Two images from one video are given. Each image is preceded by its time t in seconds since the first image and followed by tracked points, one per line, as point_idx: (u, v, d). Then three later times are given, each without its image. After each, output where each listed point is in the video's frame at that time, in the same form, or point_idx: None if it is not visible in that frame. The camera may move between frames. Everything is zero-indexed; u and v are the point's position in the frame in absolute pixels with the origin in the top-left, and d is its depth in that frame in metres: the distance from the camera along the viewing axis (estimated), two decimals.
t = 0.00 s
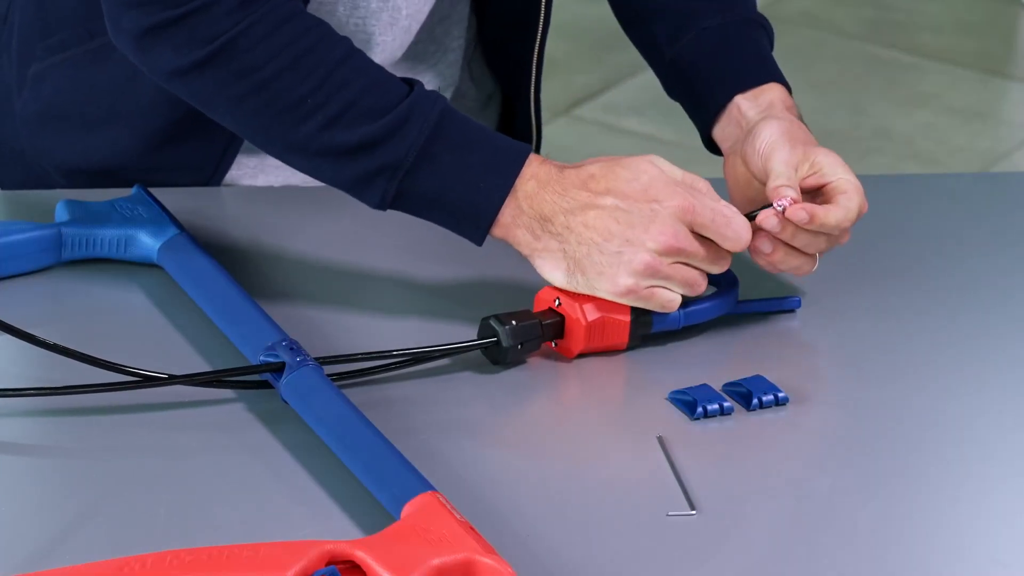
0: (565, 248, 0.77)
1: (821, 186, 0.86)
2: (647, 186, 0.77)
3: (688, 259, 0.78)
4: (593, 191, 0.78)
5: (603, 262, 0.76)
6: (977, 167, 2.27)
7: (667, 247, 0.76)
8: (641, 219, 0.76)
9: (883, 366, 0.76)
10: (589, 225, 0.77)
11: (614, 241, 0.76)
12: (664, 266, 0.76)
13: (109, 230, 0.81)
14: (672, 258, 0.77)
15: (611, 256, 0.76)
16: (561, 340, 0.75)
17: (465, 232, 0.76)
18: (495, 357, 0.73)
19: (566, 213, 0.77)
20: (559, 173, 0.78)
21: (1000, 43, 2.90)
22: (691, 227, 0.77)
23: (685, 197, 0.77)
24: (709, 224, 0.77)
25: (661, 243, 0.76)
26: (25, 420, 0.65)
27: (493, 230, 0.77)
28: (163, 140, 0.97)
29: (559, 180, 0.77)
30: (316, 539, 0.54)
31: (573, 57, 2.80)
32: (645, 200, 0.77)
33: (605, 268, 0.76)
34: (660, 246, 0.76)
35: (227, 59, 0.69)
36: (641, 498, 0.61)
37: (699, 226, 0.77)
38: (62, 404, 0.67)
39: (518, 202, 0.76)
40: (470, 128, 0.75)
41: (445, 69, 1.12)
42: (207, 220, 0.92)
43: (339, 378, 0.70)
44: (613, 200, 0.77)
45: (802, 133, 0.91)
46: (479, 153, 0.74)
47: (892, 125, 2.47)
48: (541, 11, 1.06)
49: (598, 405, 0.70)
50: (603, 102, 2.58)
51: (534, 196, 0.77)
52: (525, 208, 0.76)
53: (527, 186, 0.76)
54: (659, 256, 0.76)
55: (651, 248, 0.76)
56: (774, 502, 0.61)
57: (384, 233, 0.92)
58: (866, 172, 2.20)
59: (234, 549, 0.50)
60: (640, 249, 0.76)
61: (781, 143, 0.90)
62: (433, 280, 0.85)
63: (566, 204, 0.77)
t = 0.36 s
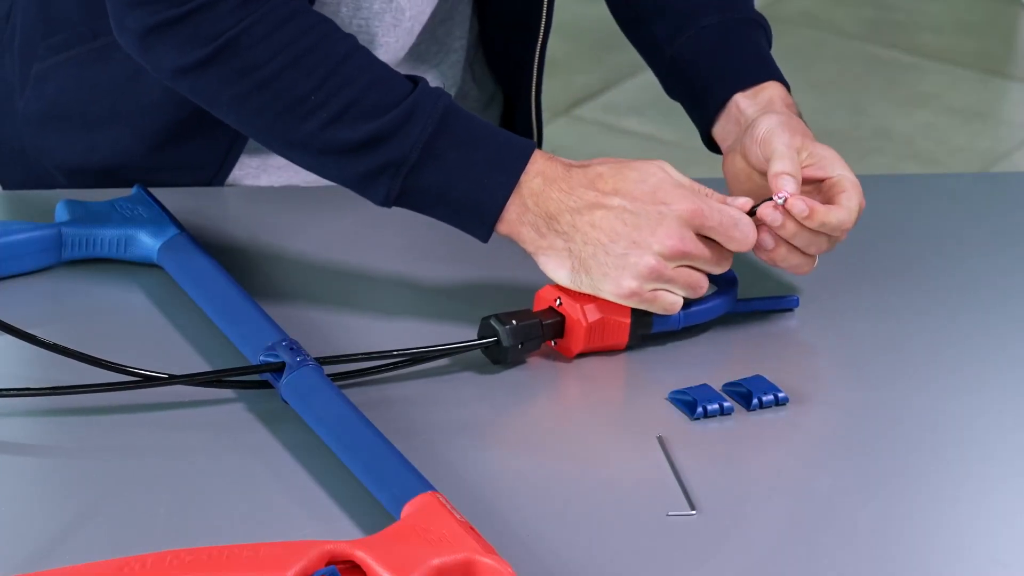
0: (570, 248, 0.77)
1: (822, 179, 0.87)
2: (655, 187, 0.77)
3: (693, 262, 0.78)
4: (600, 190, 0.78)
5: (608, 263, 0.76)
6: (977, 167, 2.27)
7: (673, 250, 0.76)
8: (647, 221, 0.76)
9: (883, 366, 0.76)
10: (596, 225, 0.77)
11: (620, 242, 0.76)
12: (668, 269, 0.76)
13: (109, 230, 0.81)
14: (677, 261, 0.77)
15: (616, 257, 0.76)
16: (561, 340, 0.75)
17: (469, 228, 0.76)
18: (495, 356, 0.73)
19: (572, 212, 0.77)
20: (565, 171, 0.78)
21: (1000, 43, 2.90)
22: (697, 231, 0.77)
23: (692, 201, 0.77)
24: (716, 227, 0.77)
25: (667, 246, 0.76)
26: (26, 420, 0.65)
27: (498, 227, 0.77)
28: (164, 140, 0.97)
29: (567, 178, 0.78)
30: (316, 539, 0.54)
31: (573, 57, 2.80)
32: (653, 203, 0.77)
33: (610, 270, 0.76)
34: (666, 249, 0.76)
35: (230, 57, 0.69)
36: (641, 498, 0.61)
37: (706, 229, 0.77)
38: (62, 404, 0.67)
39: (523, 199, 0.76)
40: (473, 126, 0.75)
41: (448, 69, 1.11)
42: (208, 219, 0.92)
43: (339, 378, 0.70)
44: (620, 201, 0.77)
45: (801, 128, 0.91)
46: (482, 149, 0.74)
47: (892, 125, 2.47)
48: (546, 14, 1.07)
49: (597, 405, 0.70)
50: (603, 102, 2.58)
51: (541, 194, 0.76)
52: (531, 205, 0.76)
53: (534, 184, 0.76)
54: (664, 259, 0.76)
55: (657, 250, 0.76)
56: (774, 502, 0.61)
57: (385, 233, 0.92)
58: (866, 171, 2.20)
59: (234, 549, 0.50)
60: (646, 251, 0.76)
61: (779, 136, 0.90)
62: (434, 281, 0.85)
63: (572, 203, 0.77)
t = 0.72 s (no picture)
0: (568, 247, 0.77)
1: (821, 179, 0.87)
2: (651, 186, 0.77)
3: (690, 260, 0.78)
4: (596, 189, 0.77)
5: (605, 262, 0.76)
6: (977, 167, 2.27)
7: (669, 249, 0.76)
8: (643, 220, 0.76)
9: (883, 366, 0.76)
10: (593, 224, 0.76)
11: (617, 241, 0.76)
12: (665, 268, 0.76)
13: (109, 230, 0.81)
14: (674, 259, 0.77)
15: (613, 256, 0.76)
16: (560, 339, 0.75)
17: (466, 228, 0.76)
18: (495, 356, 0.73)
19: (569, 211, 0.77)
20: (562, 171, 0.78)
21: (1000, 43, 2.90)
22: (693, 229, 0.77)
23: (689, 199, 0.77)
24: (713, 225, 0.77)
25: (664, 245, 0.76)
26: (26, 420, 0.65)
27: (494, 227, 0.77)
28: (164, 140, 0.97)
29: (563, 178, 0.77)
30: (316, 539, 0.54)
31: (573, 57, 2.80)
32: (650, 202, 0.77)
33: (607, 268, 0.76)
34: (662, 248, 0.76)
35: (229, 56, 0.69)
36: (641, 498, 0.61)
37: (702, 227, 0.77)
38: (63, 404, 0.67)
39: (520, 199, 0.76)
40: (472, 126, 0.75)
41: (447, 69, 1.11)
42: (208, 219, 0.92)
43: (338, 378, 0.70)
44: (617, 199, 0.77)
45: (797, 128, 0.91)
46: (481, 150, 0.74)
47: (892, 125, 2.47)
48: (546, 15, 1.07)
49: (597, 405, 0.70)
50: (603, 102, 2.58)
51: (538, 194, 0.76)
52: (528, 205, 0.76)
53: (531, 184, 0.76)
54: (661, 257, 0.76)
55: (654, 249, 0.76)
56: (775, 502, 0.61)
57: (385, 233, 0.92)
58: (866, 171, 2.20)
59: (235, 549, 0.50)
60: (642, 249, 0.76)
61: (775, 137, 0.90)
62: (434, 280, 0.85)
63: (569, 203, 0.77)
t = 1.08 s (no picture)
0: (566, 247, 0.77)
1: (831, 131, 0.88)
2: (648, 184, 0.78)
3: (687, 257, 0.78)
4: (593, 188, 0.78)
5: (603, 260, 0.76)
6: (977, 167, 2.27)
7: (667, 245, 0.76)
8: (641, 217, 0.76)
9: (883, 366, 0.76)
10: (590, 223, 0.77)
11: (615, 239, 0.76)
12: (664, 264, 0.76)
13: (109, 230, 0.81)
14: (673, 256, 0.77)
15: (611, 253, 0.76)
16: (559, 339, 0.75)
17: (464, 229, 0.77)
18: (495, 356, 0.73)
19: (566, 211, 0.77)
20: (559, 172, 0.78)
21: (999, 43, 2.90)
22: (690, 225, 0.77)
23: (685, 195, 0.77)
24: (710, 221, 0.77)
25: (662, 240, 0.76)
26: (26, 420, 0.65)
27: (491, 229, 0.77)
28: (164, 140, 0.97)
29: (560, 177, 0.78)
30: (316, 539, 0.54)
31: (573, 57, 2.80)
32: (646, 199, 0.77)
33: (605, 266, 0.76)
34: (660, 243, 0.76)
35: (226, 59, 0.69)
36: (641, 498, 0.61)
37: (700, 223, 0.77)
38: (63, 404, 0.67)
39: (518, 200, 0.76)
40: (470, 128, 0.75)
41: (448, 67, 1.11)
42: (208, 218, 0.92)
43: (338, 378, 0.70)
44: (614, 198, 0.77)
45: (805, 80, 0.90)
46: (480, 151, 0.74)
47: (892, 125, 2.47)
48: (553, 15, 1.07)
49: (597, 405, 0.70)
50: (603, 102, 2.58)
51: (535, 194, 0.77)
52: (525, 206, 0.76)
53: (528, 185, 0.77)
54: (659, 254, 0.76)
55: (652, 245, 0.76)
56: (776, 502, 0.61)
57: (385, 233, 0.92)
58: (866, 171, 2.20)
59: (234, 549, 0.50)
60: (640, 246, 0.76)
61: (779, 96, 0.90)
62: (434, 280, 0.85)
63: (566, 202, 0.77)
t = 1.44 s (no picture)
0: (566, 245, 0.77)
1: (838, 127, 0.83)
2: (647, 182, 0.78)
3: (687, 256, 0.78)
4: (593, 188, 0.79)
5: (603, 257, 0.76)
6: (977, 167, 2.27)
7: (667, 242, 0.76)
8: (641, 214, 0.77)
9: (884, 366, 0.75)
10: (590, 222, 0.77)
11: (615, 236, 0.77)
12: (665, 261, 0.76)
13: (109, 230, 0.81)
14: (673, 254, 0.77)
15: (612, 250, 0.76)
16: (559, 339, 0.75)
17: (463, 229, 0.77)
18: (495, 356, 0.73)
19: (566, 209, 0.77)
20: (558, 171, 0.79)
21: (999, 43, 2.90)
22: (691, 223, 0.78)
23: (685, 192, 0.78)
24: (710, 218, 0.78)
25: (663, 237, 0.76)
26: (26, 420, 0.65)
27: (490, 229, 0.77)
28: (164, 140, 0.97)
29: (559, 177, 0.78)
30: (316, 539, 0.54)
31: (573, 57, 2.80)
32: (646, 196, 0.78)
33: (606, 263, 0.76)
34: (660, 240, 0.76)
35: (226, 60, 0.69)
36: (641, 498, 0.61)
37: (699, 221, 0.78)
38: (63, 404, 0.67)
39: (518, 199, 0.76)
40: (470, 128, 0.75)
41: (449, 67, 1.11)
42: (208, 218, 0.92)
43: (338, 378, 0.70)
44: (613, 197, 0.78)
45: (811, 75, 0.86)
46: (480, 151, 0.74)
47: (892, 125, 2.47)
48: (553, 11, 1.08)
49: (597, 405, 0.70)
50: (603, 102, 2.58)
51: (535, 193, 0.77)
52: (526, 205, 0.77)
53: (528, 184, 0.77)
54: (659, 251, 0.76)
55: (652, 242, 0.76)
56: (777, 503, 0.61)
57: (385, 232, 0.92)
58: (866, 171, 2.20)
59: (235, 550, 0.50)
60: (640, 243, 0.76)
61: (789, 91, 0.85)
62: (434, 279, 0.85)
63: (566, 201, 0.78)
